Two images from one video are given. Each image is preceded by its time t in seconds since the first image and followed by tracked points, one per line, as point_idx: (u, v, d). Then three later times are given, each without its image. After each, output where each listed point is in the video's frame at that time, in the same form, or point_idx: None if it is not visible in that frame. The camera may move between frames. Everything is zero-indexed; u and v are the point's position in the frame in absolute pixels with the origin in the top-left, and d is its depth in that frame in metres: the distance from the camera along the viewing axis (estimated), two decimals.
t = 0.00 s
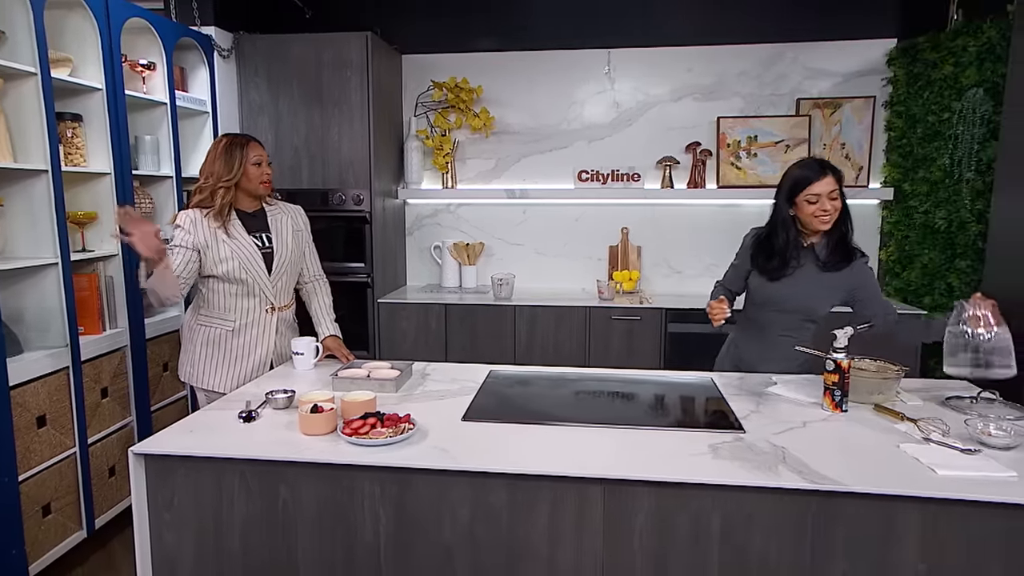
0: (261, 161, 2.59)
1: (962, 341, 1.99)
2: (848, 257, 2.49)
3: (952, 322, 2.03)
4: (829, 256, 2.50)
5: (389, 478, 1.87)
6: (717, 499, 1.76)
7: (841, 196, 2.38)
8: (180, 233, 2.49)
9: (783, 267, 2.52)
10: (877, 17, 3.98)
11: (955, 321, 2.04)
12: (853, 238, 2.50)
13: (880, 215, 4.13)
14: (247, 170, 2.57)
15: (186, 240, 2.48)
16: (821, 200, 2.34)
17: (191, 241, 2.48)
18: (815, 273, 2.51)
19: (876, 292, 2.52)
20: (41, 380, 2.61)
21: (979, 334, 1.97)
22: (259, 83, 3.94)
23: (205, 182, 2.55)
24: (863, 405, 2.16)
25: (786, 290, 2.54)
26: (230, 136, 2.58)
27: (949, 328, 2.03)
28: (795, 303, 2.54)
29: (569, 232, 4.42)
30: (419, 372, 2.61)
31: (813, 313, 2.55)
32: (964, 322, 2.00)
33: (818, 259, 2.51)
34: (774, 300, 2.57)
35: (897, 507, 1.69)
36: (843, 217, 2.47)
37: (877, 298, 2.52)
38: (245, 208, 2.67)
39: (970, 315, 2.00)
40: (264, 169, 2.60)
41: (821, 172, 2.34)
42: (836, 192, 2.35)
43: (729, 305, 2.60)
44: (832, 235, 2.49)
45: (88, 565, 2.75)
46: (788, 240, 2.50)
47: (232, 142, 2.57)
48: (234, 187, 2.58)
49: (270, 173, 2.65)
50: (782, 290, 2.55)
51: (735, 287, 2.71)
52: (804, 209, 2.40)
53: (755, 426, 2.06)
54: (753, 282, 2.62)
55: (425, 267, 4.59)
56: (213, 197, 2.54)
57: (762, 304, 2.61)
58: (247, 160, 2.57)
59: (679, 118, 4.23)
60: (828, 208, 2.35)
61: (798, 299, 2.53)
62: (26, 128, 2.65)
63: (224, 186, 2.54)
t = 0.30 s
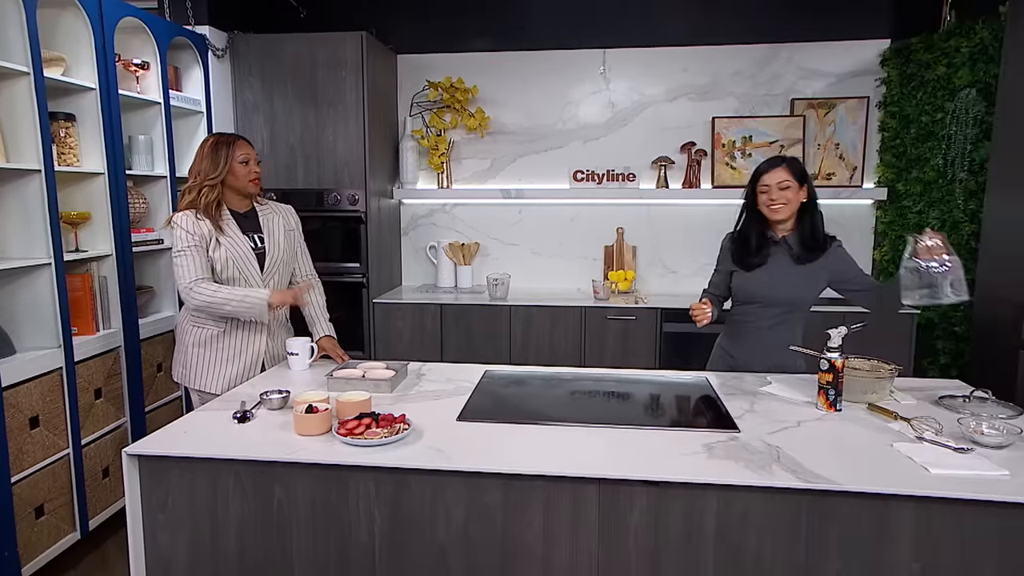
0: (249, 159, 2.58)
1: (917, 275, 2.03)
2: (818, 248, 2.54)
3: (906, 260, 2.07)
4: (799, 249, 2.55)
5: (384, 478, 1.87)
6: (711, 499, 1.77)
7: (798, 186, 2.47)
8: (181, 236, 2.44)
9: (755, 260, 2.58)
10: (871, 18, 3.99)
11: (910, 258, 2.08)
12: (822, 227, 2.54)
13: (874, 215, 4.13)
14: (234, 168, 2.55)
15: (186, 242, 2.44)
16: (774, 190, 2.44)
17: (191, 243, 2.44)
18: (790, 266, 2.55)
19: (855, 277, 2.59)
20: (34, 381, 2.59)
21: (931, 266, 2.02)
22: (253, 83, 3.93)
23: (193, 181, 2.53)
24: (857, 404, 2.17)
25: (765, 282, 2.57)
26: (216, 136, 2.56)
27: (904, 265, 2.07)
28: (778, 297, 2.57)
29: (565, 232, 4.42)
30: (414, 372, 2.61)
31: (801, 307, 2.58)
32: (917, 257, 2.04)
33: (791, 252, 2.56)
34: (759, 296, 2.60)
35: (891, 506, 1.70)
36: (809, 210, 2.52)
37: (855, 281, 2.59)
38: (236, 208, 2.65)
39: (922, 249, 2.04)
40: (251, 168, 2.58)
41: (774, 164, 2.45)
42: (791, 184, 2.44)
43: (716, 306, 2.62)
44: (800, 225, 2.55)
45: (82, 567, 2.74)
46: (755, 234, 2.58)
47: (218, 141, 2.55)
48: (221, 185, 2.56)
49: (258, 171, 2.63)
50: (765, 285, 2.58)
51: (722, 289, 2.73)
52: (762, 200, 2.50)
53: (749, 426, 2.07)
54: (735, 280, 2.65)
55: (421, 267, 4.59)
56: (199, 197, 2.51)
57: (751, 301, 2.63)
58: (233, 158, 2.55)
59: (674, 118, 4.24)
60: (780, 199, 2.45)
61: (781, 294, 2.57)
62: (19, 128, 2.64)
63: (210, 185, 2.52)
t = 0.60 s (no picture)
0: (254, 162, 2.56)
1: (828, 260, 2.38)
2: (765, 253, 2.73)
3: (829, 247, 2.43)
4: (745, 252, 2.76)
5: (384, 478, 1.87)
6: (711, 499, 1.77)
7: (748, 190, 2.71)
8: (190, 237, 2.41)
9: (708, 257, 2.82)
10: (870, 18, 3.99)
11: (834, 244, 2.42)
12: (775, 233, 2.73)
13: (875, 215, 4.09)
14: (239, 170, 2.54)
15: (195, 243, 2.41)
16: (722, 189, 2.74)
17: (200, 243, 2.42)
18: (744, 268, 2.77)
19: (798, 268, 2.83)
20: (34, 381, 2.59)
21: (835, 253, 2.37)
22: (253, 83, 3.93)
23: (198, 182, 2.52)
24: (857, 404, 2.17)
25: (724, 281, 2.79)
26: (223, 135, 2.54)
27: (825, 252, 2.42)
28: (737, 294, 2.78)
29: (565, 232, 4.42)
30: (414, 372, 2.60)
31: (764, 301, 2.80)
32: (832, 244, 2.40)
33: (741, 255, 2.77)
34: (722, 297, 2.81)
35: (891, 506, 1.70)
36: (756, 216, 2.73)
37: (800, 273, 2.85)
38: (239, 208, 2.64)
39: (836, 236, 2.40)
40: (256, 170, 2.57)
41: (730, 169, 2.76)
42: (734, 186, 2.71)
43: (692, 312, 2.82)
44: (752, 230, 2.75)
45: (81, 567, 2.74)
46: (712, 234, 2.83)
47: (224, 140, 2.53)
48: (225, 186, 2.55)
49: (262, 173, 2.62)
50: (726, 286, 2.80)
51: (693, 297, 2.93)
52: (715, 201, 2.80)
53: (749, 426, 2.07)
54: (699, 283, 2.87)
55: (420, 267, 4.59)
56: (204, 198, 2.50)
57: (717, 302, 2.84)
58: (239, 160, 2.54)
59: (673, 118, 4.24)
60: (720, 196, 2.74)
61: (740, 294, 2.79)
62: (18, 128, 2.64)
63: (215, 187, 2.51)
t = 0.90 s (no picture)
0: (253, 170, 2.55)
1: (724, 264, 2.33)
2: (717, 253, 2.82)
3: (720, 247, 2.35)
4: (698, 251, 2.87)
5: (384, 479, 1.87)
6: (711, 499, 1.77)
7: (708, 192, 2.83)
8: (183, 237, 2.43)
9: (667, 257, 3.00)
10: (871, 18, 3.99)
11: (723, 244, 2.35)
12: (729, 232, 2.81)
13: (875, 215, 4.10)
14: (238, 176, 2.53)
15: (188, 244, 2.43)
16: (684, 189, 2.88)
17: (193, 243, 2.43)
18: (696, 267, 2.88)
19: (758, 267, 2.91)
20: (34, 381, 2.59)
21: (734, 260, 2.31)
22: (253, 82, 3.93)
23: (199, 184, 2.54)
24: (857, 404, 2.17)
25: (677, 281, 2.93)
26: (230, 138, 2.55)
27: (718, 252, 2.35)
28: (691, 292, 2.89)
29: (565, 232, 4.42)
30: (414, 372, 2.60)
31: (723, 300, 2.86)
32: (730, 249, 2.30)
33: (695, 254, 2.89)
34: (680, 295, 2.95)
35: (891, 506, 1.70)
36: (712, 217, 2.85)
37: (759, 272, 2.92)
38: (241, 209, 2.65)
39: (735, 240, 2.30)
40: (255, 179, 2.55)
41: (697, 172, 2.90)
42: (696, 186, 2.83)
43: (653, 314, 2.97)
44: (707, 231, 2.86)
45: (82, 567, 2.74)
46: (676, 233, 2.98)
47: (230, 143, 2.54)
48: (226, 190, 2.55)
49: (264, 181, 2.59)
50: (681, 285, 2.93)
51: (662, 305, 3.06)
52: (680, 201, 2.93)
53: (749, 426, 2.07)
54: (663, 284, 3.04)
55: (421, 267, 4.59)
56: (203, 198, 2.52)
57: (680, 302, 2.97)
58: (239, 166, 2.53)
59: (674, 118, 4.24)
60: (683, 195, 2.86)
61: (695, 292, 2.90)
62: (18, 129, 2.64)
63: (214, 189, 2.52)
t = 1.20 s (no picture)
0: (251, 171, 2.54)
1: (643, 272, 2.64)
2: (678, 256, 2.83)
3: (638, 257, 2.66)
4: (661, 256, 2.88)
5: (385, 479, 1.87)
6: (712, 500, 1.77)
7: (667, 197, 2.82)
8: (182, 238, 2.44)
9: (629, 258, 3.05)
10: (873, 17, 3.98)
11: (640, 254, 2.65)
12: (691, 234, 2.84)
13: (878, 215, 4.10)
14: (235, 177, 2.53)
15: (187, 245, 2.44)
16: (643, 196, 2.84)
17: (192, 244, 2.44)
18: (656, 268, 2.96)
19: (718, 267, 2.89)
20: (35, 381, 2.59)
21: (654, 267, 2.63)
22: (254, 82, 3.93)
23: (197, 186, 2.53)
24: (859, 404, 2.16)
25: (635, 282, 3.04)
26: (227, 139, 2.54)
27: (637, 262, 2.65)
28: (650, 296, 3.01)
29: (566, 232, 4.42)
30: (415, 372, 2.60)
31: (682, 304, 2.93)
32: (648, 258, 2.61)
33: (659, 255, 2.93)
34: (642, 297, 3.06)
35: (893, 507, 1.70)
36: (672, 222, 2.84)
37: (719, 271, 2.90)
38: (238, 209, 2.64)
39: (653, 251, 2.62)
40: (253, 179, 2.55)
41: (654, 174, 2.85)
42: (654, 196, 2.81)
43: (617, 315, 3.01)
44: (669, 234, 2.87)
45: (83, 567, 2.74)
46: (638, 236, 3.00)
47: (227, 144, 2.53)
48: (224, 191, 2.55)
49: (263, 181, 2.59)
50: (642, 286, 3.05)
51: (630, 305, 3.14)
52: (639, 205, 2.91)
53: (750, 426, 2.07)
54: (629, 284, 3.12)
55: (422, 267, 4.58)
56: (200, 200, 2.51)
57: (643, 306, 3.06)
58: (237, 166, 2.52)
59: (676, 118, 4.23)
60: (642, 206, 2.84)
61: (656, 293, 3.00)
62: (20, 129, 2.64)
63: (212, 191, 2.51)
